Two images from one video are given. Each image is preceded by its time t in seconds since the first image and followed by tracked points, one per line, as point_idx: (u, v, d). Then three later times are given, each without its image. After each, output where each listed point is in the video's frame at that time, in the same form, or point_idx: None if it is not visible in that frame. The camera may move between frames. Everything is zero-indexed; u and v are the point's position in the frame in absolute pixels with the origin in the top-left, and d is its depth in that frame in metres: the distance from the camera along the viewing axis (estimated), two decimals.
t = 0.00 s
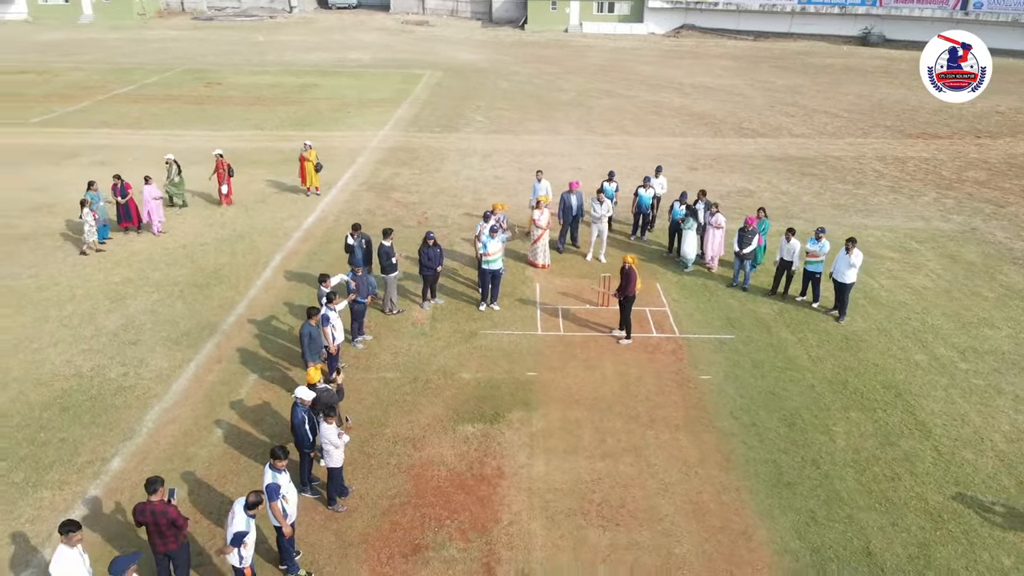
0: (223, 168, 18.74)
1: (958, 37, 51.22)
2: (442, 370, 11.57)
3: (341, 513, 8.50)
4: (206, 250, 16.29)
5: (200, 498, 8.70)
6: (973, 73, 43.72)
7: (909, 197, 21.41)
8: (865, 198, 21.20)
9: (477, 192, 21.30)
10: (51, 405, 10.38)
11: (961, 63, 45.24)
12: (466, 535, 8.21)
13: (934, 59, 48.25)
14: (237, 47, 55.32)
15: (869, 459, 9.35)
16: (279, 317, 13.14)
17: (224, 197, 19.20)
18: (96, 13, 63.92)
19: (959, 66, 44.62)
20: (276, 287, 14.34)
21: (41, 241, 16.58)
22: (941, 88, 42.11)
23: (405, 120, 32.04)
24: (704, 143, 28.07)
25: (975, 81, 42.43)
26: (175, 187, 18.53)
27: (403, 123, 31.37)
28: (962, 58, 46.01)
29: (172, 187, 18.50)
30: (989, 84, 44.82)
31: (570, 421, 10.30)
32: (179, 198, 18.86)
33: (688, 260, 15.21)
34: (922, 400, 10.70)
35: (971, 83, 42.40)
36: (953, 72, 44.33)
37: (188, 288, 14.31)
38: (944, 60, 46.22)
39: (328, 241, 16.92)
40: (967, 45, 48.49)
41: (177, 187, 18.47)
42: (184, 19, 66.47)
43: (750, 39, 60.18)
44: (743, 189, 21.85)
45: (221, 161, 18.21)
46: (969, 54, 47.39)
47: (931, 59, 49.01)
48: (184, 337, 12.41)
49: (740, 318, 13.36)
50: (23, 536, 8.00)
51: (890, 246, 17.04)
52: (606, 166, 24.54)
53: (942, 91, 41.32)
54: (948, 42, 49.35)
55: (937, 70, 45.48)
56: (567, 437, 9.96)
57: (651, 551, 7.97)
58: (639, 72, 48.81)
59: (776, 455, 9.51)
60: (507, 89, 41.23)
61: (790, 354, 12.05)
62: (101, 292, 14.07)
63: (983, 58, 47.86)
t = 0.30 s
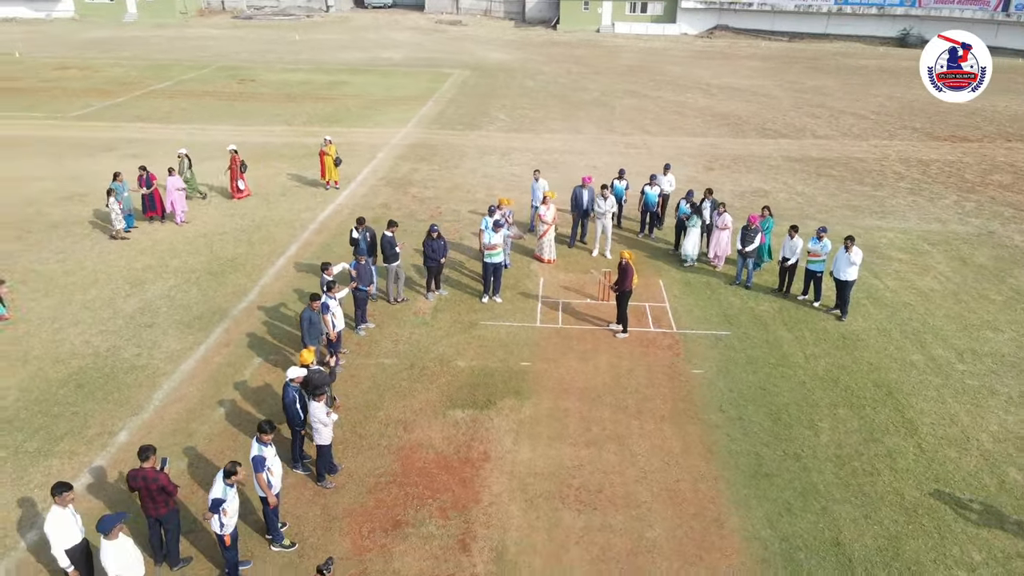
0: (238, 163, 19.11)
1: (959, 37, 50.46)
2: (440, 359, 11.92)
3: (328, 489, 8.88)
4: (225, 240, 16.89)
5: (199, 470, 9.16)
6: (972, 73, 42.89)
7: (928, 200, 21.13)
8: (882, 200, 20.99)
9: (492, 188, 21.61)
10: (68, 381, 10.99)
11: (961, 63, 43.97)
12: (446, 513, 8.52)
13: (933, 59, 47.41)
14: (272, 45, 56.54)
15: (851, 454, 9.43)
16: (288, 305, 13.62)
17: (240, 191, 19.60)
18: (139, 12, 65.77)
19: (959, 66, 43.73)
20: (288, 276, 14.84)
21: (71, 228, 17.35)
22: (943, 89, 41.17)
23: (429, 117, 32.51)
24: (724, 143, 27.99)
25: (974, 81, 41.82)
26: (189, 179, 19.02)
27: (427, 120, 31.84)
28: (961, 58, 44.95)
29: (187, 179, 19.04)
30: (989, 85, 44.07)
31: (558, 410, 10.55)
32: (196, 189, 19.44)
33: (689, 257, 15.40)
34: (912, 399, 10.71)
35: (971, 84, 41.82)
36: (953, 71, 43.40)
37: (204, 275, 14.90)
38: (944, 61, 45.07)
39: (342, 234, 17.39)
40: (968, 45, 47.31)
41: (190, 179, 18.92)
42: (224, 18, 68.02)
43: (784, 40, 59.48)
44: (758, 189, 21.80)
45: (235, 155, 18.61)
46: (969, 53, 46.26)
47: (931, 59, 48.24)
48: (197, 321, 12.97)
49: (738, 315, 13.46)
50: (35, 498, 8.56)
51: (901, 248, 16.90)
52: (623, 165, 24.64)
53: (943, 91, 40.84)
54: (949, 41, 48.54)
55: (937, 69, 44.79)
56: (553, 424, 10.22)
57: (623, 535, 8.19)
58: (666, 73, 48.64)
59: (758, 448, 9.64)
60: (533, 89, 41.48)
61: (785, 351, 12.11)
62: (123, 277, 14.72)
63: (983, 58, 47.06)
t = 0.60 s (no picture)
0: (257, 157, 19.76)
1: (957, 37, 50.64)
2: (444, 345, 12.27)
3: (326, 464, 9.32)
4: (251, 229, 17.54)
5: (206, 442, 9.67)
6: (972, 73, 42.99)
7: (954, 202, 20.80)
8: (906, 202, 20.73)
9: (513, 184, 21.94)
10: (92, 356, 11.66)
11: (961, 63, 44.50)
12: (434, 490, 8.88)
13: (932, 59, 47.45)
14: (314, 43, 57.84)
15: (838, 448, 9.51)
16: (304, 291, 14.14)
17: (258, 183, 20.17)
18: (189, 10, 67.86)
19: (959, 66, 44.07)
20: (307, 265, 15.38)
21: (108, 216, 18.22)
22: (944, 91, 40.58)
23: (459, 115, 33.01)
24: (751, 144, 27.85)
25: (975, 81, 41.92)
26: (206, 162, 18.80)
27: (457, 118, 32.32)
28: (961, 58, 45.29)
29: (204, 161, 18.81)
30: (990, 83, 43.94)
31: (554, 397, 10.82)
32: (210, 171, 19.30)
33: (697, 255, 15.53)
34: (909, 397, 10.71)
35: (971, 83, 41.82)
36: (952, 71, 43.80)
37: (228, 261, 15.54)
38: (944, 61, 45.44)
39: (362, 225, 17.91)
40: (968, 45, 47.72)
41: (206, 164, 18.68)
42: (269, 17, 69.67)
43: (826, 41, 58.49)
44: (779, 189, 21.71)
45: (257, 149, 19.25)
46: (969, 54, 46.38)
47: (932, 59, 48.32)
48: (218, 304, 13.56)
49: (743, 312, 13.56)
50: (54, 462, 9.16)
51: (919, 250, 16.72)
52: (646, 163, 24.74)
53: (942, 91, 40.60)
54: (948, 42, 48.52)
55: (936, 70, 44.69)
56: (546, 410, 10.50)
57: (602, 516, 8.44)
58: (701, 73, 48.38)
59: (745, 439, 9.79)
60: (565, 88, 41.69)
61: (785, 348, 12.18)
62: (152, 262, 15.44)
63: (983, 58, 46.85)
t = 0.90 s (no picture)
0: (290, 150, 20.49)
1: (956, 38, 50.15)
2: (461, 333, 12.65)
3: (336, 439, 9.79)
4: (288, 218, 18.27)
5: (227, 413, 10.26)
6: (971, 73, 42.22)
7: (997, 209, 20.19)
8: (946, 207, 20.23)
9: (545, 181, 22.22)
10: (131, 331, 12.44)
11: (960, 63, 43.28)
12: (435, 467, 9.26)
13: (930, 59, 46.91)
14: (368, 42, 59.08)
15: (838, 446, 9.53)
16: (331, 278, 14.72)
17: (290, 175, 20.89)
18: (250, 8, 70.12)
19: (959, 66, 43.19)
20: (337, 253, 15.98)
21: (157, 202, 19.22)
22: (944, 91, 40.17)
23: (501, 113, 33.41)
24: (792, 146, 27.48)
25: (975, 80, 41.26)
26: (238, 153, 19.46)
27: (499, 116, 32.73)
28: (962, 58, 44.28)
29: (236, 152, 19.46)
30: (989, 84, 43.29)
31: (561, 385, 11.10)
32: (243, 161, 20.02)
33: (719, 254, 15.62)
34: (919, 399, 10.62)
35: (971, 83, 41.19)
36: (952, 72, 42.70)
37: (264, 248, 16.25)
38: (944, 61, 44.31)
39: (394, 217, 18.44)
40: (968, 45, 46.46)
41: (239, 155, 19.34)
42: (326, 16, 71.32)
43: (885, 43, 56.72)
44: (814, 192, 21.43)
45: (289, 143, 19.86)
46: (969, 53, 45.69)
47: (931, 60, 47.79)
48: (250, 288, 14.24)
49: (760, 310, 13.56)
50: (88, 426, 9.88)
51: (952, 256, 16.36)
52: (682, 164, 24.69)
53: (943, 91, 40.24)
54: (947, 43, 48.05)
55: (936, 69, 44.11)
56: (551, 398, 10.77)
57: (594, 498, 8.69)
58: (750, 74, 47.71)
59: (744, 433, 9.89)
60: (610, 88, 41.68)
61: (798, 347, 12.18)
62: (194, 246, 16.27)
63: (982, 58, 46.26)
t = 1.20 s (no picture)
0: (318, 142, 21.05)
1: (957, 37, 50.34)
2: (474, 321, 13.02)
3: (345, 415, 10.29)
4: (322, 208, 18.95)
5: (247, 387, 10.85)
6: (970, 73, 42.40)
7: None
8: (982, 211, 19.77)
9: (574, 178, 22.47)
10: (164, 309, 13.20)
11: (958, 63, 43.61)
12: (436, 444, 9.67)
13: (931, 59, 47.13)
14: (417, 41, 60.10)
15: (835, 440, 9.61)
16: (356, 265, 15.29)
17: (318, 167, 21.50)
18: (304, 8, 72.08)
19: (959, 66, 43.46)
20: (364, 242, 16.55)
21: (199, 190, 20.18)
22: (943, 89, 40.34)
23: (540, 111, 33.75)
24: (830, 147, 27.12)
25: (972, 79, 41.43)
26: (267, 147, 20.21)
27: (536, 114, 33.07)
28: (960, 58, 44.53)
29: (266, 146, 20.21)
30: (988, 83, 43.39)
31: (566, 373, 11.39)
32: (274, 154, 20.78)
33: (737, 251, 15.71)
34: (924, 398, 10.59)
35: (970, 82, 41.26)
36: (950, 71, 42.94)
37: (295, 235, 16.93)
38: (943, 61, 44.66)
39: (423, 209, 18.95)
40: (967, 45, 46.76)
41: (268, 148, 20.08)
42: (378, 15, 72.69)
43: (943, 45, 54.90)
44: (846, 194, 21.18)
45: (317, 136, 20.46)
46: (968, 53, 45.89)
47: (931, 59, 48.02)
48: (278, 273, 14.89)
49: (774, 308, 13.59)
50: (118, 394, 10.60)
51: (981, 260, 16.03)
52: (714, 164, 24.64)
53: (941, 91, 40.42)
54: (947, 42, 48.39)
55: (936, 69, 44.49)
56: (556, 384, 11.08)
57: (585, 479, 8.97)
58: (796, 75, 47.00)
59: (742, 424, 10.03)
60: (651, 88, 41.62)
61: (807, 344, 12.21)
62: (230, 233, 17.07)
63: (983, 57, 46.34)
